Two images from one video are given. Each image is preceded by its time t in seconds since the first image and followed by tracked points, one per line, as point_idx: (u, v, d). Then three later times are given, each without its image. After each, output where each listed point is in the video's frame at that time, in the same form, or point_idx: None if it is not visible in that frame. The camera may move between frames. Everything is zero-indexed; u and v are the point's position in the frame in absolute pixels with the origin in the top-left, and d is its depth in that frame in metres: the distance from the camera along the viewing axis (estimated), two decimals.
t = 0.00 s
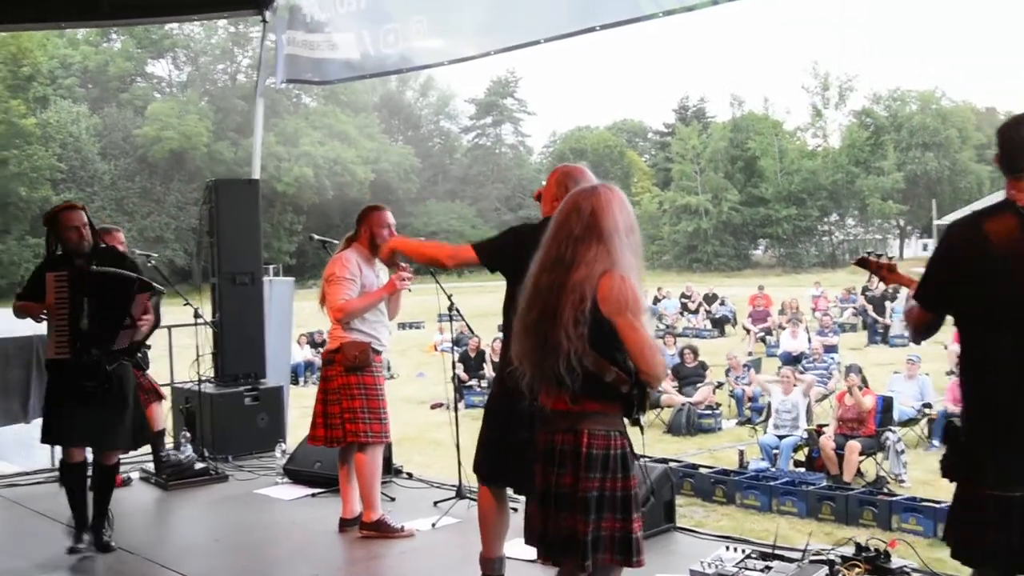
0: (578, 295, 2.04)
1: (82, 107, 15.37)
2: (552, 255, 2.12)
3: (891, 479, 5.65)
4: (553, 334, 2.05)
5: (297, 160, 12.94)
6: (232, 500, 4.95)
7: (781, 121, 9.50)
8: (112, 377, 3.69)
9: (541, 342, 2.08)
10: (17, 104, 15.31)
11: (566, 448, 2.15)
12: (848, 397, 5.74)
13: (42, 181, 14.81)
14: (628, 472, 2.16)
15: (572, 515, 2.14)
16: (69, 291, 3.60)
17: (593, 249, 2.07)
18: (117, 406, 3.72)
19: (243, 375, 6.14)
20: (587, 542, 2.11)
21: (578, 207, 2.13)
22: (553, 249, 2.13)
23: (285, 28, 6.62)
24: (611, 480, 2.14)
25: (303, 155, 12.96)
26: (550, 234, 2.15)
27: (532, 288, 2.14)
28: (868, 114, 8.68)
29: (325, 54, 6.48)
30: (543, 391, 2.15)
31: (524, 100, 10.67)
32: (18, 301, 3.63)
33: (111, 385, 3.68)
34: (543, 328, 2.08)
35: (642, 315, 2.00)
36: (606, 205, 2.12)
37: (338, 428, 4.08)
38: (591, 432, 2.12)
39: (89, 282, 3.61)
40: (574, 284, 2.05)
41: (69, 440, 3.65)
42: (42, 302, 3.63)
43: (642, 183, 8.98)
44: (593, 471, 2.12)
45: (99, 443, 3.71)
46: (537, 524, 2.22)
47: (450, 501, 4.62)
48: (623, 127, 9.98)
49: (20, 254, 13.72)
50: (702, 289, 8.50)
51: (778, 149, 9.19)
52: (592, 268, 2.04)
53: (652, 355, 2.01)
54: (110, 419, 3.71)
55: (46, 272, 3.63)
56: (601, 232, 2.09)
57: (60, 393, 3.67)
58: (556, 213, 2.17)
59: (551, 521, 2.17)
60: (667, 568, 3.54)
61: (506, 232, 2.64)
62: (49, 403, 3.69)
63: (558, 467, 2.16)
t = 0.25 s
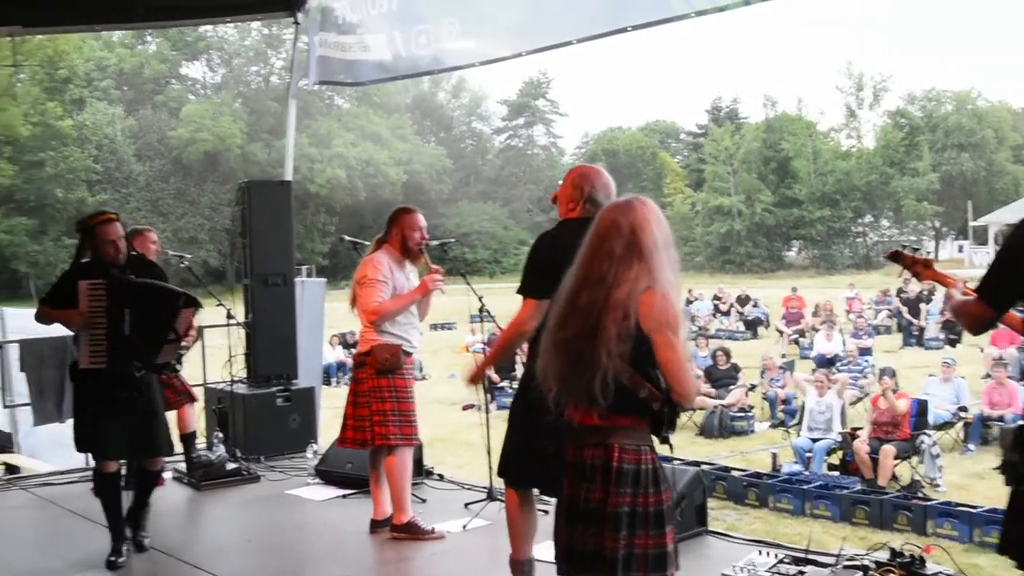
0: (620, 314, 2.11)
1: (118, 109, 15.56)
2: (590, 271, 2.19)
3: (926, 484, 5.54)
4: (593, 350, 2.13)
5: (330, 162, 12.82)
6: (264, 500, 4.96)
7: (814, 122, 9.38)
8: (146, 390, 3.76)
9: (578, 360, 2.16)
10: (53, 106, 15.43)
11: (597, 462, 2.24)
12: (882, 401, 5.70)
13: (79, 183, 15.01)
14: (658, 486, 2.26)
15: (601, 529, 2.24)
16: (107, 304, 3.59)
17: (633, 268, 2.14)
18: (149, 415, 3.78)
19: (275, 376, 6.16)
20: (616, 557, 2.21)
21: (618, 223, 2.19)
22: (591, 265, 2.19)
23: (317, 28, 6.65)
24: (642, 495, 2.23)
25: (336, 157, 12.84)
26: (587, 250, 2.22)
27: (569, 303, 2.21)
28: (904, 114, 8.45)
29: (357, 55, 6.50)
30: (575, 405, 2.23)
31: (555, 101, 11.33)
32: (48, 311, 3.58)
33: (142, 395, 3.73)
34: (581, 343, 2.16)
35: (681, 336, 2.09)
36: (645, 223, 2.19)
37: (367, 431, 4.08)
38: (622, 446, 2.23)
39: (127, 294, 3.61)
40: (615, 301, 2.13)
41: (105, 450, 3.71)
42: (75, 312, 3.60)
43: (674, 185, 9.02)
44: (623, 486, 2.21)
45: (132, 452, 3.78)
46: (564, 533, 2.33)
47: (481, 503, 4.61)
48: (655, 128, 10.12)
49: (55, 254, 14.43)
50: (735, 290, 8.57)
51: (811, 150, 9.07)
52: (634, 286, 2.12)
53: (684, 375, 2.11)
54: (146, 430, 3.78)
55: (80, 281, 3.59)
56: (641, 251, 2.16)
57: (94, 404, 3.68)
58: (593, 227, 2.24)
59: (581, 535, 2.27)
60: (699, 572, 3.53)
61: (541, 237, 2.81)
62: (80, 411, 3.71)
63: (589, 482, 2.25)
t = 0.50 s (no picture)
0: (661, 300, 2.15)
1: (162, 110, 15.70)
2: (631, 260, 2.24)
3: (970, 490, 5.46)
4: (637, 336, 2.16)
5: (370, 163, 12.95)
6: (303, 500, 4.97)
7: (859, 122, 9.22)
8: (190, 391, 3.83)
9: (622, 348, 2.19)
10: (98, 108, 15.54)
11: (637, 458, 2.26)
12: (925, 404, 5.63)
13: (123, 183, 15.18)
14: (698, 481, 2.28)
15: (644, 525, 2.25)
16: (166, 298, 3.67)
17: (673, 256, 2.19)
18: (192, 417, 3.84)
19: (315, 376, 6.19)
20: (660, 554, 2.23)
21: (657, 213, 2.26)
22: (631, 255, 2.26)
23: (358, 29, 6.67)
24: (684, 491, 2.25)
25: (377, 158, 12.95)
26: (628, 240, 2.28)
27: (612, 293, 2.26)
28: (947, 114, 8.40)
29: (398, 56, 6.51)
30: (619, 400, 2.25)
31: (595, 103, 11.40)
32: (102, 304, 3.61)
33: (186, 395, 3.82)
34: (626, 334, 2.19)
35: (724, 322, 2.11)
36: (683, 213, 2.25)
37: (408, 432, 4.10)
38: (663, 442, 2.23)
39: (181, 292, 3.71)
40: (658, 290, 2.17)
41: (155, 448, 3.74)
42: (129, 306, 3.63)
43: (715, 187, 9.13)
44: (666, 482, 2.23)
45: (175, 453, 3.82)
46: (606, 530, 2.34)
47: (519, 505, 4.61)
48: (697, 129, 10.07)
49: (101, 254, 14.55)
50: (777, 292, 8.23)
51: (856, 150, 8.86)
52: (675, 273, 2.16)
53: (732, 363, 2.10)
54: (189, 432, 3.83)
55: (134, 276, 3.65)
56: (680, 239, 2.21)
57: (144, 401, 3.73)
58: (632, 220, 2.31)
59: (623, 531, 2.29)
60: None
61: (562, 244, 2.87)
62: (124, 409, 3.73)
63: (629, 478, 2.27)
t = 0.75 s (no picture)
0: (695, 299, 2.17)
1: (202, 112, 15.82)
2: (666, 259, 2.27)
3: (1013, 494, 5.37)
4: (671, 335, 2.19)
5: (408, 164, 13.05)
6: (340, 500, 4.99)
7: (898, 123, 8.94)
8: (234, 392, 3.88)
9: (656, 347, 2.22)
10: (140, 110, 15.71)
11: (671, 457, 2.28)
12: (966, 408, 5.60)
13: (164, 184, 15.33)
14: (732, 484, 2.30)
15: (673, 526, 2.28)
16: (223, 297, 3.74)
17: (708, 255, 2.21)
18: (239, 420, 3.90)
19: (352, 376, 6.21)
20: (689, 555, 2.25)
21: (692, 212, 2.28)
22: (667, 254, 2.28)
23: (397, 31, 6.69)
24: (718, 492, 2.27)
25: (415, 159, 13.03)
26: (663, 240, 2.31)
27: (647, 292, 2.29)
28: (989, 114, 8.15)
29: (437, 57, 6.52)
30: (653, 398, 2.28)
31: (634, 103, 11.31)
32: (160, 293, 3.67)
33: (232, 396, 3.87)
34: (661, 332, 2.21)
35: (757, 322, 2.13)
36: (718, 213, 2.27)
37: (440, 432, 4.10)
38: (697, 442, 2.26)
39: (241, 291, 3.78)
40: (692, 290, 2.19)
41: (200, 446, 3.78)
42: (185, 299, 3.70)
43: (753, 189, 9.12)
44: (699, 483, 2.25)
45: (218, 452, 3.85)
46: (634, 527, 2.37)
47: (555, 507, 4.60)
48: (735, 131, 10.00)
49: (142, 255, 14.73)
50: (816, 294, 8.25)
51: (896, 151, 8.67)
52: (710, 273, 2.18)
53: (766, 363, 2.13)
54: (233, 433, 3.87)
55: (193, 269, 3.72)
56: (715, 238, 2.23)
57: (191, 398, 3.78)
58: (668, 219, 2.33)
59: (653, 530, 2.31)
60: None
61: (580, 248, 3.07)
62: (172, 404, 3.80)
63: (661, 477, 2.29)
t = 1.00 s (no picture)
0: (730, 297, 2.17)
1: (238, 113, 15.93)
2: (696, 256, 2.26)
3: None
4: (705, 333, 2.18)
5: (443, 164, 13.09)
6: (373, 500, 5.00)
7: (936, 123, 8.85)
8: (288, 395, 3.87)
9: (689, 345, 2.21)
10: (177, 110, 15.82)
11: (705, 459, 2.27)
12: (1005, 413, 5.54)
13: (200, 185, 15.43)
14: (767, 484, 2.28)
15: (711, 528, 2.26)
16: (274, 302, 3.72)
17: (740, 252, 2.21)
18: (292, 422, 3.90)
19: (386, 376, 6.22)
20: (725, 559, 2.23)
21: (722, 209, 2.27)
22: (696, 252, 2.27)
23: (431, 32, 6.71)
24: (753, 493, 2.25)
25: (449, 160, 13.08)
26: (692, 237, 2.30)
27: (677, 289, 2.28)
28: None
29: (472, 58, 6.53)
30: (685, 397, 2.27)
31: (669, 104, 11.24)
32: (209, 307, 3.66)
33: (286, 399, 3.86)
34: (693, 331, 2.20)
35: (792, 317, 2.14)
36: (748, 209, 2.26)
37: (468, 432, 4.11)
38: (731, 443, 2.24)
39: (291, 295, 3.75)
40: (725, 287, 2.18)
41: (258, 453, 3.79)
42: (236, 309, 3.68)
43: (789, 188, 9.06)
44: (734, 484, 2.23)
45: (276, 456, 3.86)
46: (668, 529, 2.36)
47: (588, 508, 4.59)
48: (771, 131, 9.97)
49: (179, 254, 14.78)
50: (852, 296, 8.22)
51: (932, 152, 8.54)
52: (745, 270, 2.18)
53: (803, 356, 2.15)
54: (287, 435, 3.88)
55: (240, 278, 3.69)
56: (746, 236, 2.23)
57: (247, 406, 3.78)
58: (695, 216, 2.33)
59: (688, 533, 2.30)
60: None
61: (598, 246, 3.06)
62: (226, 411, 3.81)
63: (696, 479, 2.28)
